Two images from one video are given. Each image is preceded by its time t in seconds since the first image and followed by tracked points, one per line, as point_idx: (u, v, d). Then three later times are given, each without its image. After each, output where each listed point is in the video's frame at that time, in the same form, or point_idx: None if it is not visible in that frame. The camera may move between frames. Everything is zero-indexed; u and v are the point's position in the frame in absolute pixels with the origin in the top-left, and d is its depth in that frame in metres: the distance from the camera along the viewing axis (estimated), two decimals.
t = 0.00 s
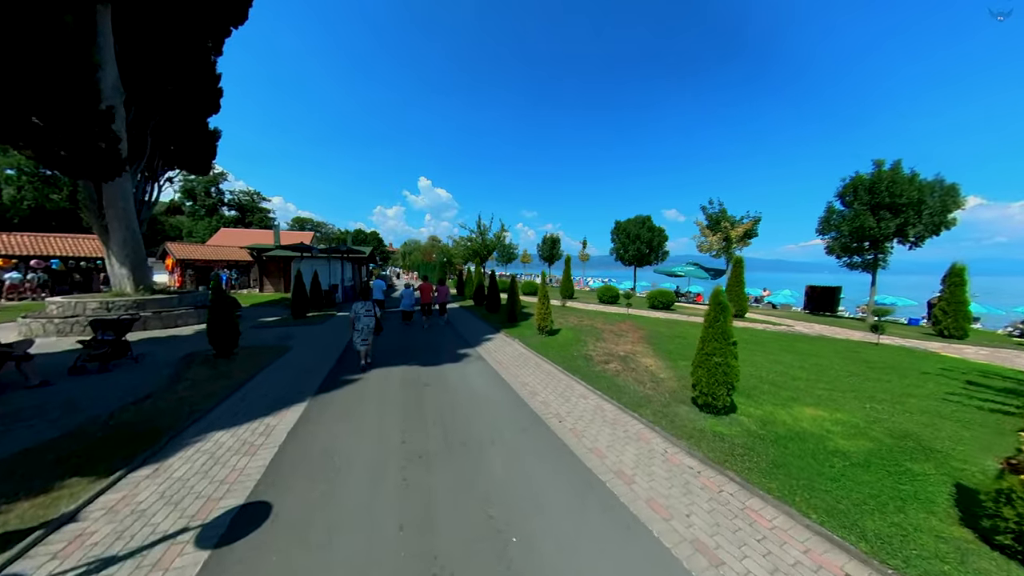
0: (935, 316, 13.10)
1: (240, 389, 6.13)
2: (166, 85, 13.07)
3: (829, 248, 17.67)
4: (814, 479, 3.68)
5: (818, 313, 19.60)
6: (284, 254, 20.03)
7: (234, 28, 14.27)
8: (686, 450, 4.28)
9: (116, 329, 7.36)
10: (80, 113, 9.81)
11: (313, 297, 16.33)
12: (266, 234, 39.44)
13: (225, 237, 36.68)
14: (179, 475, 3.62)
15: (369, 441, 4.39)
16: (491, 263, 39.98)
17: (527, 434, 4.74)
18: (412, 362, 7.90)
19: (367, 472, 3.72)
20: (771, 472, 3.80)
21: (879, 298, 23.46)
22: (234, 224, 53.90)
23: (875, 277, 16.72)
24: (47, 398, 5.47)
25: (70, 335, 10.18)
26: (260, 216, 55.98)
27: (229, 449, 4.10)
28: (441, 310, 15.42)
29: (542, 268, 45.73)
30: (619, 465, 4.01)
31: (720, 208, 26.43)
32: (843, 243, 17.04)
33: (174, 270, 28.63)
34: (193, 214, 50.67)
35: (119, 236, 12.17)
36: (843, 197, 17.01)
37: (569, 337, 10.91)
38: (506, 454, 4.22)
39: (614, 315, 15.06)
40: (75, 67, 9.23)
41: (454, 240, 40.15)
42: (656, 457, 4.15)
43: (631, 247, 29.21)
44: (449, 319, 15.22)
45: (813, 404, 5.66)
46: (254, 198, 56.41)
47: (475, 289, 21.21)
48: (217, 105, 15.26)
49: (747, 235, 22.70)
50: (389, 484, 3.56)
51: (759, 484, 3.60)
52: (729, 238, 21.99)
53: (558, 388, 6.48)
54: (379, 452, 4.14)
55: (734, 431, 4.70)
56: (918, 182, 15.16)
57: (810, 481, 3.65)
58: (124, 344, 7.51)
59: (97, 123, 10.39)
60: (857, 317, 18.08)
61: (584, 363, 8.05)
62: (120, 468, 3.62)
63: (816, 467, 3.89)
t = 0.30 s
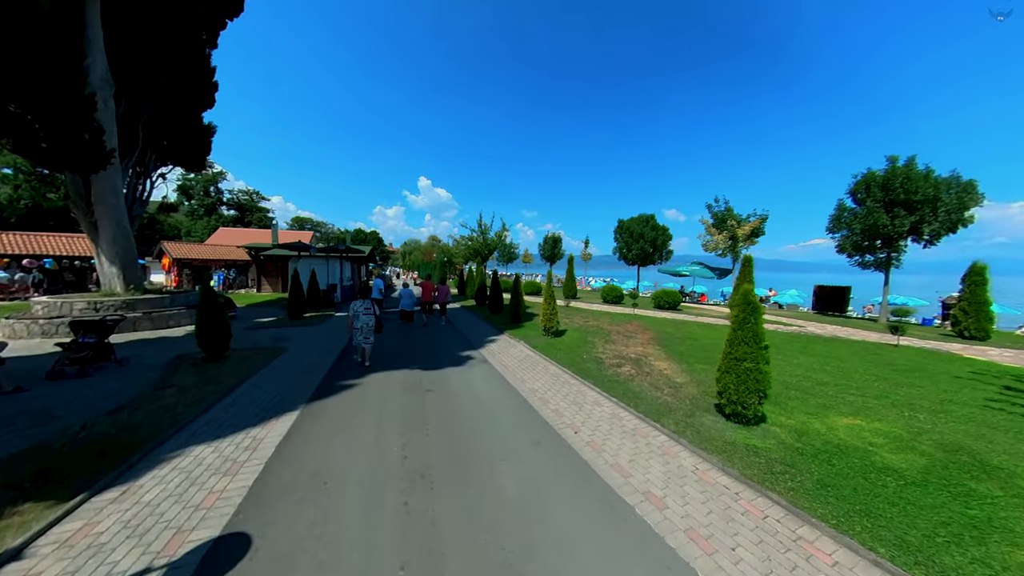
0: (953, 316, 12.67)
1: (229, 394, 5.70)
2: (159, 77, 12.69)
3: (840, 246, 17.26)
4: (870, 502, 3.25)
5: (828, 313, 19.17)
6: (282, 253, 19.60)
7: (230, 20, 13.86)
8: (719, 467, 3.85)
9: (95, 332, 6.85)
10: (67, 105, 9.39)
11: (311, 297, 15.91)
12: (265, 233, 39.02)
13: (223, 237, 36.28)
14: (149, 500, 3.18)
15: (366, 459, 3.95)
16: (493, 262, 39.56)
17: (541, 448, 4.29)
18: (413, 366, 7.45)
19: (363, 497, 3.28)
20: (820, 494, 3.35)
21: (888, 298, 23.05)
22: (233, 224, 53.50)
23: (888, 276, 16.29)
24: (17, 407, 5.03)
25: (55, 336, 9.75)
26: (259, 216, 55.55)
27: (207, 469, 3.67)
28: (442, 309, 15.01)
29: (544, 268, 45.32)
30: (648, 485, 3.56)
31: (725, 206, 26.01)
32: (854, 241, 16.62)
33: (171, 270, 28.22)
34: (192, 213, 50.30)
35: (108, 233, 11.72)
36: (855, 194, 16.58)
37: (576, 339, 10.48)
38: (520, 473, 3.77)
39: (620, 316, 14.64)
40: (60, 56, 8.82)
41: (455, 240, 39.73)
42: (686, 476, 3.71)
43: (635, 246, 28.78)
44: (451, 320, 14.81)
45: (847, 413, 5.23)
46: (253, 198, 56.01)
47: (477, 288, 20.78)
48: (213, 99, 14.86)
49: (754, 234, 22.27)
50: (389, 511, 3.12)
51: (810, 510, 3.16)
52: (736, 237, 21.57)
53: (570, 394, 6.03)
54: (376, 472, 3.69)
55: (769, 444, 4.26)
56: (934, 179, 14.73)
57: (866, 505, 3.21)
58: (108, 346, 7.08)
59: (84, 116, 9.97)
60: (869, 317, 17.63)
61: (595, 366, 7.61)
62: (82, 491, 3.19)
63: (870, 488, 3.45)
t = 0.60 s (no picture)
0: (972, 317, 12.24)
1: (213, 402, 5.27)
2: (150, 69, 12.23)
3: (851, 245, 16.81)
4: (939, 535, 2.82)
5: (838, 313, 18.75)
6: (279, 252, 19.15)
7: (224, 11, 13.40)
8: (757, 488, 3.42)
9: (73, 334, 6.43)
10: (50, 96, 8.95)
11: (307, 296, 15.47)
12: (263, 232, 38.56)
13: (220, 236, 35.83)
14: (106, 533, 2.75)
15: (360, 479, 3.52)
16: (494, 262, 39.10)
17: (555, 465, 3.87)
18: (412, 370, 7.01)
19: (356, 528, 2.85)
20: (880, 525, 2.92)
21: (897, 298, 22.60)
22: (232, 224, 53.04)
23: (902, 275, 15.86)
24: None
25: (38, 338, 9.32)
26: (259, 215, 55.14)
27: (179, 492, 3.24)
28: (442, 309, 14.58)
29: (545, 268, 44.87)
30: (679, 513, 3.13)
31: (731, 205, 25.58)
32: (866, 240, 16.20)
33: (167, 270, 27.78)
34: (191, 213, 49.82)
35: (95, 231, 11.28)
36: (868, 191, 16.15)
37: (583, 340, 10.04)
38: (534, 497, 3.33)
39: (627, 316, 14.20)
40: (42, 44, 8.37)
41: (456, 239, 39.28)
42: (722, 500, 3.28)
43: (638, 245, 28.34)
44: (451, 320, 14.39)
45: (887, 424, 4.78)
46: (252, 197, 55.58)
47: (479, 288, 20.33)
48: (207, 94, 14.41)
49: (761, 233, 21.83)
50: (386, 546, 2.69)
51: (873, 545, 2.73)
52: (743, 235, 21.12)
53: (582, 403, 5.59)
54: (370, 496, 3.25)
55: (808, 461, 3.83)
56: (950, 175, 14.28)
57: (936, 539, 2.78)
58: (87, 350, 6.65)
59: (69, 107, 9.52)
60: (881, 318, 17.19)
61: (605, 370, 7.16)
62: (29, 522, 2.76)
63: (935, 516, 3.03)
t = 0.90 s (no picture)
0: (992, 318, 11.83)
1: (198, 415, 4.85)
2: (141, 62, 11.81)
3: (862, 244, 16.41)
4: None
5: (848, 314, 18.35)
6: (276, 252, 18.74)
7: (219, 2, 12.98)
8: (808, 519, 3.00)
9: (51, 338, 6.01)
10: (33, 88, 8.52)
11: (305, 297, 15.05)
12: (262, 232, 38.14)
13: (219, 236, 35.42)
14: None
15: (356, 506, 3.10)
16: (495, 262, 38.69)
17: (575, 488, 3.45)
18: (413, 377, 6.60)
19: (349, 571, 2.43)
20: (961, 567, 2.51)
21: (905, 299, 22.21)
22: (231, 223, 52.62)
23: (915, 275, 15.47)
24: None
25: (21, 341, 8.89)
26: (258, 215, 54.73)
27: (148, 527, 2.81)
28: (443, 311, 14.17)
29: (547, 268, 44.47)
30: (723, 550, 2.71)
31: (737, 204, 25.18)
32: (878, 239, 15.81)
33: (164, 270, 27.37)
34: (189, 213, 49.41)
35: (84, 229, 10.86)
36: (880, 189, 15.75)
37: (591, 344, 9.62)
38: (555, 529, 2.91)
39: (634, 318, 13.77)
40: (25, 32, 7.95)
41: (457, 239, 38.89)
42: (770, 535, 2.86)
43: (642, 245, 27.94)
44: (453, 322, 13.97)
45: (933, 439, 4.37)
46: (251, 196, 55.16)
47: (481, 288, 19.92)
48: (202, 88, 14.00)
49: (768, 232, 21.43)
50: None
51: None
52: (750, 235, 20.72)
53: (597, 414, 5.17)
54: (369, 530, 2.82)
55: (858, 484, 3.41)
56: (967, 172, 13.89)
57: None
58: (67, 356, 6.24)
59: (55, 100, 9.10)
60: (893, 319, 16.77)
61: (618, 376, 6.74)
62: None
63: (1020, 555, 2.61)
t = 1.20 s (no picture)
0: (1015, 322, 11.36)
1: (176, 433, 4.39)
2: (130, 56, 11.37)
3: (875, 245, 15.96)
4: None
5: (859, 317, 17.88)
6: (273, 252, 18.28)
7: None
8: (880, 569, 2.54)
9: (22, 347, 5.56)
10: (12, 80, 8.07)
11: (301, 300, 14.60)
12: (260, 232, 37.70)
13: (216, 236, 34.97)
14: None
15: (346, 553, 2.63)
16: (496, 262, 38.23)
17: (601, 527, 2.97)
18: (414, 388, 6.13)
19: None
20: None
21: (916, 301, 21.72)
22: (230, 224, 52.20)
23: (930, 277, 15.00)
24: None
25: None
26: (257, 215, 54.27)
27: None
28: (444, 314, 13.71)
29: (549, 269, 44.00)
30: None
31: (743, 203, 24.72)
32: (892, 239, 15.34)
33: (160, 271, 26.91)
34: (187, 213, 48.93)
35: (70, 229, 10.39)
36: (893, 188, 15.29)
37: (599, 349, 9.17)
38: None
39: (641, 321, 13.31)
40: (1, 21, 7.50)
41: (458, 239, 38.43)
42: None
43: (646, 245, 27.49)
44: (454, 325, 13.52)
45: (994, 463, 3.91)
46: (250, 196, 54.75)
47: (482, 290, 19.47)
48: (194, 83, 13.53)
49: (776, 232, 20.97)
50: None
51: None
52: (758, 235, 20.27)
53: (615, 432, 4.70)
54: None
55: (929, 523, 2.95)
56: (985, 170, 13.44)
57: None
58: (39, 366, 5.78)
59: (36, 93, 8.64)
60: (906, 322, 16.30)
61: (633, 387, 6.27)
62: None
63: None
